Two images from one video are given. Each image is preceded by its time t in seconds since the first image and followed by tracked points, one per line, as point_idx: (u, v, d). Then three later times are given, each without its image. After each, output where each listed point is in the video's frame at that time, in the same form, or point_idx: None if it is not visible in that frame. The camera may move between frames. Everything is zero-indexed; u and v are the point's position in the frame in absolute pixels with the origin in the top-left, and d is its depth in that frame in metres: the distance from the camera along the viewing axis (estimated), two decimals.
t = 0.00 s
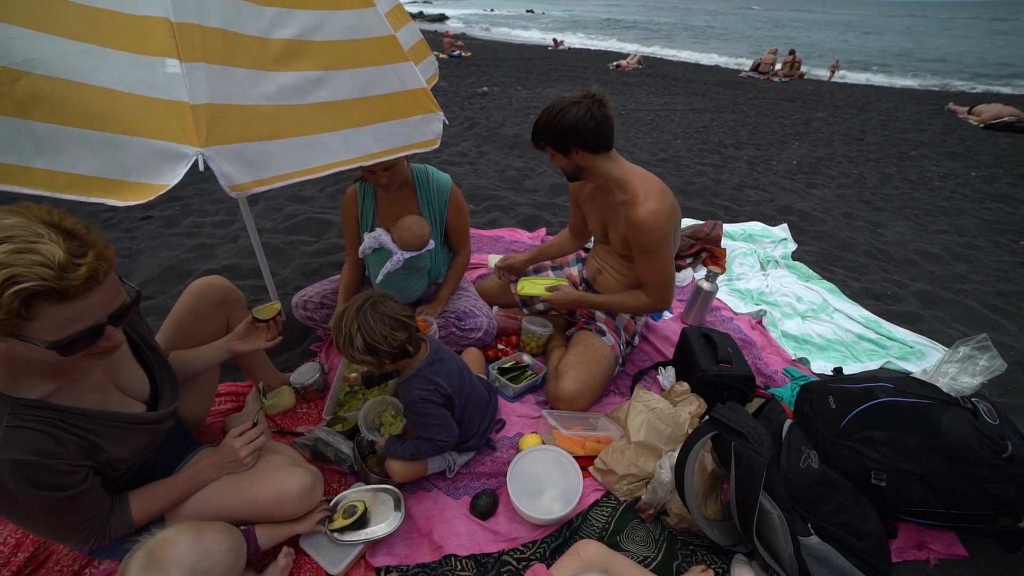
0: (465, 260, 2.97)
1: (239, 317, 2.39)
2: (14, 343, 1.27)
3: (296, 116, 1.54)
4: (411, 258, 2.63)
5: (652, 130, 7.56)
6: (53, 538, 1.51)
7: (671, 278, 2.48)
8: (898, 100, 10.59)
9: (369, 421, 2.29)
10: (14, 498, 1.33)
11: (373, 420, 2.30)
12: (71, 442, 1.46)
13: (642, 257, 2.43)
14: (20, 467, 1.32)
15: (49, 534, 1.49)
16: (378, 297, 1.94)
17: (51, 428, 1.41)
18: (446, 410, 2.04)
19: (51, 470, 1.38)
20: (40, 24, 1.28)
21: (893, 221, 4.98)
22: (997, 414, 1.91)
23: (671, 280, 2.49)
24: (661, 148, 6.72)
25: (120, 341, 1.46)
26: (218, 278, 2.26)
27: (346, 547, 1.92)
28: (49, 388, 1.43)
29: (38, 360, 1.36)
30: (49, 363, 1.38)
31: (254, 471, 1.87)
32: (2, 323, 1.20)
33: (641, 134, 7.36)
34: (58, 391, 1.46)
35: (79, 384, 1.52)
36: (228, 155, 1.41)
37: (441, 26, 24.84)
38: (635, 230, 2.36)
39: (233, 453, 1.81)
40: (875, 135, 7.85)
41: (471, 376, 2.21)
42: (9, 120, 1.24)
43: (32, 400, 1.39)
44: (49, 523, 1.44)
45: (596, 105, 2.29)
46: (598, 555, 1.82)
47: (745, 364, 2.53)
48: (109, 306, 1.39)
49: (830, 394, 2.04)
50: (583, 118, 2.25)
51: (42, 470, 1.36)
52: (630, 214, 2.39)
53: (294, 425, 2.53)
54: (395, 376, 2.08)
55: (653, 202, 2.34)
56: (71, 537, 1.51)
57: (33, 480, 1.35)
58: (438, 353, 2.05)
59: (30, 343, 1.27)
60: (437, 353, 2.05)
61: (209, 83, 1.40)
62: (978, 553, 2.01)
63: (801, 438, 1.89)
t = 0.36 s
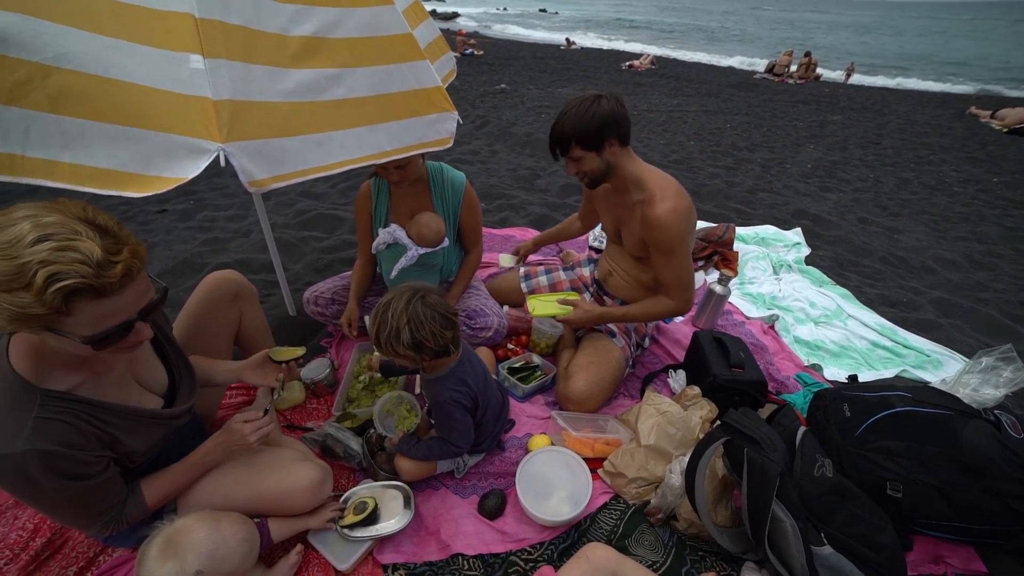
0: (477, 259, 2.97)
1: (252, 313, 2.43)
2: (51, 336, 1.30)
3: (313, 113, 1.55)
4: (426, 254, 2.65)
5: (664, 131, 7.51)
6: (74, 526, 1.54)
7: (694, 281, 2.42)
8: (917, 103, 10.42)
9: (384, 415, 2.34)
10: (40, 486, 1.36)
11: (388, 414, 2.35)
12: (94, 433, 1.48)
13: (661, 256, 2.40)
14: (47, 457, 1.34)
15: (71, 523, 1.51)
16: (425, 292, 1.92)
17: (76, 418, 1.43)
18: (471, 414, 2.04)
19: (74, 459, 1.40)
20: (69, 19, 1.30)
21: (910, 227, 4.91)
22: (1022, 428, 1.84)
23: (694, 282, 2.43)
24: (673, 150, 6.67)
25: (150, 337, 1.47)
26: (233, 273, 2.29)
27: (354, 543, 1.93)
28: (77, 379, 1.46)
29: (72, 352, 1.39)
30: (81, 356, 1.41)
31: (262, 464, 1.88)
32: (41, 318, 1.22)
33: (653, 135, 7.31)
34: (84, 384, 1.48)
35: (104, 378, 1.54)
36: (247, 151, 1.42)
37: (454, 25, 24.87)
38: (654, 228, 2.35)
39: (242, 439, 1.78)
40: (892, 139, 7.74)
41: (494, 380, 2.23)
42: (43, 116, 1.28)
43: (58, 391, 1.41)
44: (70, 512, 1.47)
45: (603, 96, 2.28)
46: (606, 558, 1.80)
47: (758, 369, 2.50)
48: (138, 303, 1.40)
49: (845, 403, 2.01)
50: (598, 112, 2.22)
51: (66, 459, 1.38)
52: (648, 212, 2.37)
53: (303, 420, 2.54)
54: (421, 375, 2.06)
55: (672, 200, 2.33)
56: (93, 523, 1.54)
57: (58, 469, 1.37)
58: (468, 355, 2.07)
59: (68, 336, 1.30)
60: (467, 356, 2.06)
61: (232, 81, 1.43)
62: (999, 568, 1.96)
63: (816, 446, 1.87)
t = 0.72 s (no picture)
0: (498, 260, 2.95)
1: (277, 308, 2.46)
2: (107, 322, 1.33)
3: (340, 112, 1.56)
4: (447, 253, 2.64)
5: (688, 136, 7.42)
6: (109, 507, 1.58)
7: (728, 285, 2.42)
8: (953, 111, 10.10)
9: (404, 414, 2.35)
10: (84, 464, 1.41)
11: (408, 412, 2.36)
12: (135, 417, 1.52)
13: (698, 262, 2.36)
14: (93, 436, 1.39)
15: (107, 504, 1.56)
16: (474, 292, 1.93)
17: (122, 402, 1.48)
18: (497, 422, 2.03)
19: (117, 440, 1.46)
20: (103, 20, 1.32)
21: (945, 239, 4.76)
22: None
23: (730, 285, 2.43)
24: (696, 155, 6.59)
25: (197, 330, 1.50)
26: (260, 269, 2.33)
27: (372, 541, 1.94)
28: (126, 366, 1.51)
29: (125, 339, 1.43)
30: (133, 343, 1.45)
31: (280, 458, 1.89)
32: (105, 305, 1.27)
33: (677, 139, 7.23)
34: (134, 371, 1.53)
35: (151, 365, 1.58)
36: (274, 149, 1.43)
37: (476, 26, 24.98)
38: (690, 234, 2.30)
39: (265, 410, 1.85)
40: (927, 148, 7.51)
41: (519, 386, 2.24)
42: (80, 115, 1.29)
43: (107, 374, 1.46)
44: (107, 493, 1.51)
45: (633, 101, 2.29)
46: (625, 568, 1.77)
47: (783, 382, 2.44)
48: (191, 293, 1.44)
49: (877, 420, 1.89)
50: (627, 114, 2.23)
51: (110, 439, 1.44)
52: (682, 218, 2.33)
53: (323, 416, 2.57)
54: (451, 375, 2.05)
55: (705, 206, 2.29)
56: (128, 506, 1.58)
57: (100, 446, 1.41)
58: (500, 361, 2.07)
59: (123, 323, 1.34)
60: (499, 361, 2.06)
61: (260, 78, 1.44)
62: None
63: (846, 465, 1.80)
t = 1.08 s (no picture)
0: (524, 254, 2.94)
1: (296, 293, 2.44)
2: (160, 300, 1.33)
3: (379, 99, 1.54)
4: (471, 248, 2.61)
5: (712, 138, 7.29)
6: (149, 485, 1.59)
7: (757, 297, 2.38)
8: (990, 123, 9.80)
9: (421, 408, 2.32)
10: (119, 436, 1.41)
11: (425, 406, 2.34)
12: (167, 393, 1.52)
13: (731, 272, 2.31)
14: (126, 406, 1.39)
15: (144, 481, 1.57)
16: (501, 288, 1.89)
17: (156, 376, 1.48)
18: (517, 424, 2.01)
19: (150, 414, 1.45)
20: None
21: (979, 257, 4.62)
22: None
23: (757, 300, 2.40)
24: (720, 158, 6.47)
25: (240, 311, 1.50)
26: (281, 253, 2.32)
27: (384, 535, 1.92)
28: (161, 344, 1.52)
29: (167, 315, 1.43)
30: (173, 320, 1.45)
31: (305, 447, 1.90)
32: (161, 281, 1.26)
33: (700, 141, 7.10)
34: (171, 350, 1.56)
35: (182, 345, 1.60)
36: (313, 134, 1.41)
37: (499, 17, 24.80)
38: (726, 244, 2.25)
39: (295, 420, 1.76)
40: (961, 160, 7.29)
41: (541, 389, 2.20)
42: (124, 93, 1.29)
43: (142, 349, 1.47)
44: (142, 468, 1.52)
45: (689, 101, 2.22)
46: None
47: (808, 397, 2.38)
48: (242, 276, 1.44)
49: (909, 443, 1.81)
50: (686, 115, 2.15)
51: (142, 412, 1.43)
52: (720, 225, 2.27)
53: (338, 405, 2.56)
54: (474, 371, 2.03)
55: (745, 216, 2.24)
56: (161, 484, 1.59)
57: (133, 419, 1.41)
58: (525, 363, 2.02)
59: (175, 301, 1.33)
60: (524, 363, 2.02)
61: (304, 60, 1.45)
62: None
63: (878, 491, 1.70)
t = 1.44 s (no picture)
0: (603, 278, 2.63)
1: (350, 285, 2.46)
2: (264, 289, 1.36)
3: (455, 89, 1.53)
4: (520, 256, 2.54)
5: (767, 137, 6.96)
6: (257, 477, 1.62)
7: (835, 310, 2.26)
8: None
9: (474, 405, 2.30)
10: (214, 413, 1.46)
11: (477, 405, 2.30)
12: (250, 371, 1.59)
13: (817, 280, 2.19)
14: (215, 378, 1.46)
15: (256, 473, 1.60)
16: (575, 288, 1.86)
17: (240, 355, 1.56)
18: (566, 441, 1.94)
19: (238, 389, 1.50)
20: None
21: None
22: None
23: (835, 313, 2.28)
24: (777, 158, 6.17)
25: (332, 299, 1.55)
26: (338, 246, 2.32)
27: (436, 537, 1.90)
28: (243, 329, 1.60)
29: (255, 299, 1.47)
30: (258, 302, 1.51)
31: (360, 448, 1.90)
32: (268, 266, 1.30)
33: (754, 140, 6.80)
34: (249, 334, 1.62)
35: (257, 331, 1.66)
36: (390, 124, 1.40)
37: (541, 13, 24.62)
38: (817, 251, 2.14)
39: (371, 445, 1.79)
40: None
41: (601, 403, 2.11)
42: (202, 78, 1.31)
43: (228, 331, 1.54)
44: (244, 453, 1.55)
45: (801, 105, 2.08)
46: None
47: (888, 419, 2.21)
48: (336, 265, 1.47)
49: None
50: (799, 122, 2.02)
51: (232, 386, 1.49)
52: (813, 232, 2.15)
53: (387, 401, 2.55)
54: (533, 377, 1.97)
55: (842, 223, 2.12)
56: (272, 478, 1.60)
57: (218, 390, 1.45)
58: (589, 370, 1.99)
59: (278, 287, 1.36)
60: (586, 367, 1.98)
61: (381, 45, 1.45)
62: None
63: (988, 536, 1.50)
